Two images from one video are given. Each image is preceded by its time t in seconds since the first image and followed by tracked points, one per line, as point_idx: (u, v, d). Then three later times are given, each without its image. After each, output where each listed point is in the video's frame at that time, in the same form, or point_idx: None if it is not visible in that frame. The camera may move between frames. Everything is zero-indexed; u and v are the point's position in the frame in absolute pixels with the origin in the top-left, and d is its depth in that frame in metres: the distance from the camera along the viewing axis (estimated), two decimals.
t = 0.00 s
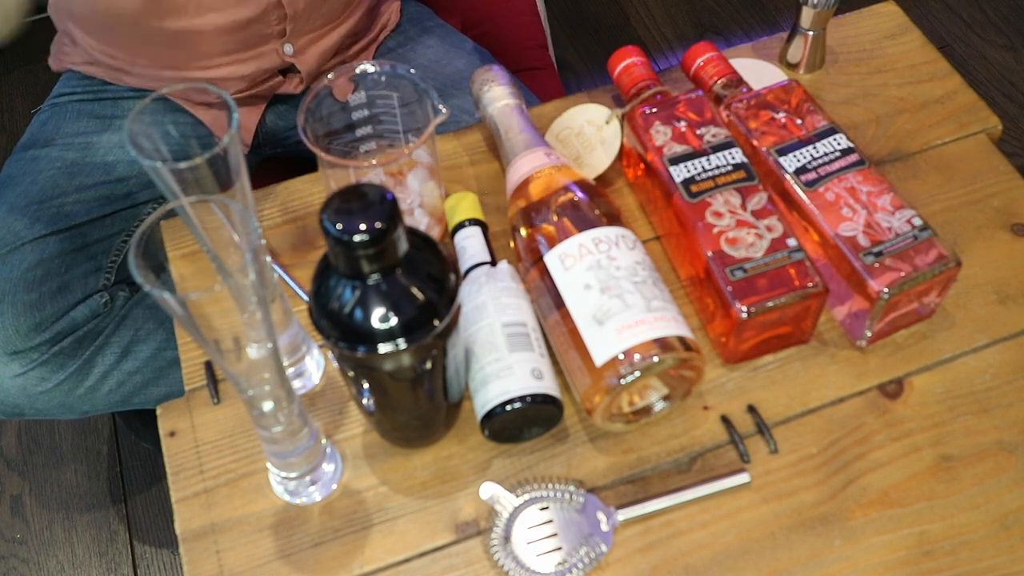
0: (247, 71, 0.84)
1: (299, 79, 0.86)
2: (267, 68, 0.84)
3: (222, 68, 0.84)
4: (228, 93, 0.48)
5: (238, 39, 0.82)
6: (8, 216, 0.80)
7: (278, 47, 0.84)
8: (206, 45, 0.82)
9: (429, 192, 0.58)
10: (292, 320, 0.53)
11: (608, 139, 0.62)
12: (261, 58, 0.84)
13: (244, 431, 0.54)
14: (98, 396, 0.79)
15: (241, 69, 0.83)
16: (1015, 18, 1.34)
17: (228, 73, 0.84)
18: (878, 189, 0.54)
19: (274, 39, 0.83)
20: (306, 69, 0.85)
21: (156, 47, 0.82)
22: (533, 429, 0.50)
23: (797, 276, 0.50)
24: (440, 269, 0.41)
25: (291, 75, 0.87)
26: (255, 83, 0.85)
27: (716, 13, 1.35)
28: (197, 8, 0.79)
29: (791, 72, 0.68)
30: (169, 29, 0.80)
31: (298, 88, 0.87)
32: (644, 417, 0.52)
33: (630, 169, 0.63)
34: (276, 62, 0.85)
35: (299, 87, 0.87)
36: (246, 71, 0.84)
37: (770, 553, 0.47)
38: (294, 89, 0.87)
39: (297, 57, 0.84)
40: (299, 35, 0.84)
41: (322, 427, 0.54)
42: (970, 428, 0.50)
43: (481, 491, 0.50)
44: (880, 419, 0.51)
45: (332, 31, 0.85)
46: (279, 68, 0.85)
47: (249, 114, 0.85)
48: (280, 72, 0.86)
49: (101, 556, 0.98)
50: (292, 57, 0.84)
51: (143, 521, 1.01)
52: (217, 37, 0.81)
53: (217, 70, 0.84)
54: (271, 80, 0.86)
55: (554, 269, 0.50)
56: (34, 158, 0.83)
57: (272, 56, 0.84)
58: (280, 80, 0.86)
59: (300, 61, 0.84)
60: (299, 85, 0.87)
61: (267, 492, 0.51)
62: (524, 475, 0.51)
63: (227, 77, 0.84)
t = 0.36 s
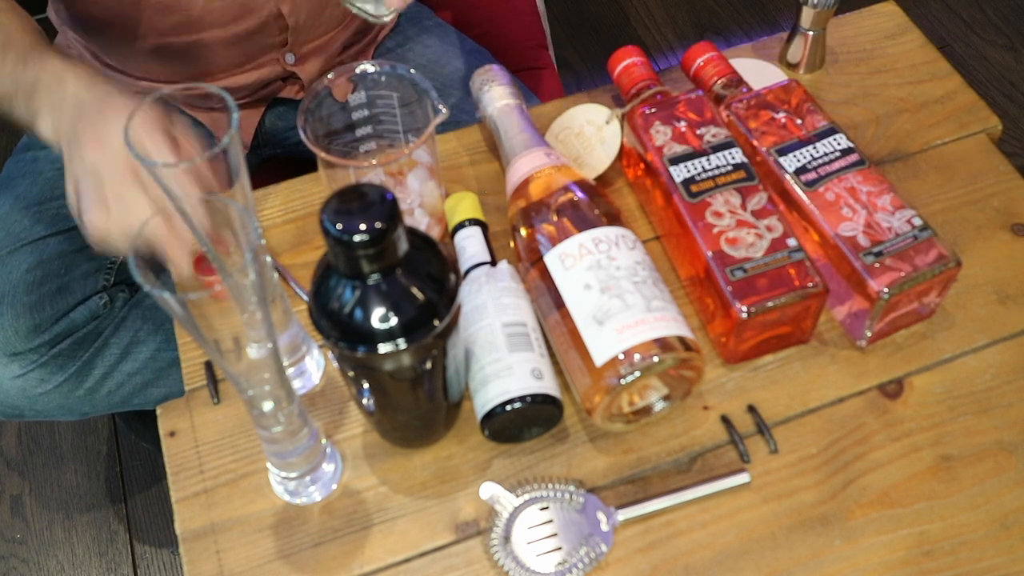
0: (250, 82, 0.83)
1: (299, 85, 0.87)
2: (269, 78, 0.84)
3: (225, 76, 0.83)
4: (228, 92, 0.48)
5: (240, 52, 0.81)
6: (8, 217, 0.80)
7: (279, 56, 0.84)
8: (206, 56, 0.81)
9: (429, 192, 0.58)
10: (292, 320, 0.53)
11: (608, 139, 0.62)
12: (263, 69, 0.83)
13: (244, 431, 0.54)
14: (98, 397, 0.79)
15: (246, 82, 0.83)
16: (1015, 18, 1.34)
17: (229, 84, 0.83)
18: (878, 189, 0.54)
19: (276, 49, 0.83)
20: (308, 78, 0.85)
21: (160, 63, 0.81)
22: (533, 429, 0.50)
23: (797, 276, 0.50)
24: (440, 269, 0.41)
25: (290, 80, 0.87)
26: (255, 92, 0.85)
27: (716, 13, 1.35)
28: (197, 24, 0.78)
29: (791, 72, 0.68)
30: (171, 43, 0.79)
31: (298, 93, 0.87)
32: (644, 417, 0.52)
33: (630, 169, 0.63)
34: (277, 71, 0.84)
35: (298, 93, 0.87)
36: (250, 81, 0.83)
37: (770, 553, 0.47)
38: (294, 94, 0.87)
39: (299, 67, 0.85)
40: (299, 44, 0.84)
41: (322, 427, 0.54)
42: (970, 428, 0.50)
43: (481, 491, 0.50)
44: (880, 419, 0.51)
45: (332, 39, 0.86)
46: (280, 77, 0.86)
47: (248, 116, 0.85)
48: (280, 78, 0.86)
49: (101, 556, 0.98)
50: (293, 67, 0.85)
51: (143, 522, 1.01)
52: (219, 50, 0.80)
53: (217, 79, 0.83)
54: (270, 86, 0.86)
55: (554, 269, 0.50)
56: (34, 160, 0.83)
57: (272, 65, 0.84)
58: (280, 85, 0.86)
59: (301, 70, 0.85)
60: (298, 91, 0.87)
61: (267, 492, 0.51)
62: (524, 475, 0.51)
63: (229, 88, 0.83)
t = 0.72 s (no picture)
0: (248, 87, 0.82)
1: (298, 89, 0.85)
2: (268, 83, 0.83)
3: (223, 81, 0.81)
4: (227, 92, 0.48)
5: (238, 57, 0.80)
6: (8, 217, 0.80)
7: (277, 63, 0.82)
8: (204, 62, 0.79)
9: (429, 192, 0.58)
10: (292, 320, 0.53)
11: (608, 138, 0.62)
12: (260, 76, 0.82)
13: (244, 431, 0.54)
14: (98, 396, 0.79)
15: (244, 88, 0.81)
16: (1015, 18, 1.34)
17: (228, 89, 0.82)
18: (878, 189, 0.54)
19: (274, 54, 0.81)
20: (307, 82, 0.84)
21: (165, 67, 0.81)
22: (533, 429, 0.50)
23: (797, 275, 0.50)
24: (440, 269, 0.41)
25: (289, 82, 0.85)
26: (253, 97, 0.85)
27: (716, 13, 1.35)
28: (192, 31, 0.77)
29: (791, 72, 0.68)
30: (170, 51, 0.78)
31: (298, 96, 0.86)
32: (644, 417, 0.52)
33: (630, 169, 0.63)
34: (276, 77, 0.83)
35: (298, 96, 0.86)
36: (248, 85, 0.83)
37: (770, 553, 0.47)
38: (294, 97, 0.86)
39: (298, 70, 0.83)
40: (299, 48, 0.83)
41: (322, 427, 0.54)
42: (970, 428, 0.50)
43: (481, 491, 0.50)
44: (880, 419, 0.51)
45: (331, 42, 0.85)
46: (280, 81, 0.85)
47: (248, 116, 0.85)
48: (280, 82, 0.85)
49: (101, 556, 0.98)
50: (292, 71, 0.83)
51: (143, 522, 1.01)
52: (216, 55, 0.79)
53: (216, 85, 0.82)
54: (269, 89, 0.85)
55: (555, 269, 0.50)
56: (33, 159, 0.83)
57: (272, 70, 0.83)
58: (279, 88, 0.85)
59: (300, 73, 0.83)
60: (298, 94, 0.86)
61: (267, 492, 0.51)
62: (524, 475, 0.51)
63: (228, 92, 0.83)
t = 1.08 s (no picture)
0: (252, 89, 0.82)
1: (301, 91, 0.85)
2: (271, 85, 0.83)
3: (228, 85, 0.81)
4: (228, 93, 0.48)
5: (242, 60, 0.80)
6: (8, 217, 0.80)
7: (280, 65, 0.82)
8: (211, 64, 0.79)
9: (429, 192, 0.58)
10: (292, 320, 0.53)
11: (608, 138, 0.62)
12: (265, 78, 0.82)
13: (244, 431, 0.54)
14: (98, 396, 0.79)
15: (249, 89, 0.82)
16: (1015, 18, 1.34)
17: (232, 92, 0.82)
18: (878, 189, 0.54)
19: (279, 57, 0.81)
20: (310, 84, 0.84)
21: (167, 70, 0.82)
22: (533, 429, 0.50)
23: (797, 275, 0.50)
24: (440, 269, 0.41)
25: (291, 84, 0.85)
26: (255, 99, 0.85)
27: (716, 13, 1.35)
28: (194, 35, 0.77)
29: (791, 73, 0.68)
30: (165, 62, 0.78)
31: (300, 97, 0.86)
32: (644, 417, 0.52)
33: (630, 169, 0.63)
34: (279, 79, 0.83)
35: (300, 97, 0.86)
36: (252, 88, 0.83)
37: (770, 553, 0.47)
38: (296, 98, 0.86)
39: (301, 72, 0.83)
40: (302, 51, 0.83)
41: (322, 427, 0.54)
42: (970, 428, 0.50)
43: (481, 491, 0.50)
44: (880, 419, 0.51)
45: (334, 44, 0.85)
46: (283, 82, 0.85)
47: (247, 116, 0.85)
48: (284, 83, 0.85)
49: (101, 556, 0.98)
50: (295, 73, 0.83)
51: (143, 522, 1.01)
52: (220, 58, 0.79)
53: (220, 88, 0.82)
54: (271, 91, 0.85)
55: (554, 269, 0.50)
56: (33, 159, 0.83)
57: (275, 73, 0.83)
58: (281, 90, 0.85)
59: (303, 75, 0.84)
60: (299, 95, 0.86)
61: (267, 492, 0.51)
62: (524, 475, 0.51)
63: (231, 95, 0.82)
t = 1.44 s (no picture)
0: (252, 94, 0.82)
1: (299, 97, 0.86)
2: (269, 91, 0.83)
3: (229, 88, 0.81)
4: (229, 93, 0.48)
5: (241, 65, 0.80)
6: (8, 217, 0.80)
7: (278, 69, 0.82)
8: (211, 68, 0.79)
9: (429, 192, 0.58)
10: (292, 320, 0.53)
11: (608, 138, 0.62)
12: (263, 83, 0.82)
13: (244, 431, 0.54)
14: (98, 396, 0.79)
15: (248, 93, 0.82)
16: (1015, 18, 1.34)
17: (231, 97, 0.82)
18: (878, 189, 0.54)
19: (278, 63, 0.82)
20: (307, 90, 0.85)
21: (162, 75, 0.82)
22: (533, 429, 0.50)
23: (797, 275, 0.50)
24: (441, 269, 0.41)
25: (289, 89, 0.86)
26: (254, 103, 0.85)
27: (716, 13, 1.35)
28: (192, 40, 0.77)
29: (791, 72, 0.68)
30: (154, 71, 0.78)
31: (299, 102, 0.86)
32: (644, 417, 0.52)
33: (630, 169, 0.63)
34: (276, 84, 0.84)
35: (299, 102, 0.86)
36: (252, 93, 0.83)
37: (770, 553, 0.47)
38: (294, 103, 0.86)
39: (298, 78, 0.84)
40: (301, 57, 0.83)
41: (322, 427, 0.54)
42: (970, 428, 0.50)
43: (481, 491, 0.50)
44: (880, 419, 0.51)
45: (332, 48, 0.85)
46: (281, 88, 0.85)
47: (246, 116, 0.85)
48: (282, 88, 0.85)
49: (101, 556, 0.98)
50: (292, 79, 0.83)
51: (143, 522, 1.01)
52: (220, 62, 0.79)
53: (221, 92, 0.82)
54: (270, 96, 0.85)
55: (554, 269, 0.50)
56: (32, 159, 0.83)
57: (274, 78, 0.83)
58: (280, 94, 0.85)
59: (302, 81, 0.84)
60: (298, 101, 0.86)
61: (267, 491, 0.51)
62: (524, 475, 0.51)
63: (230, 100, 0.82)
